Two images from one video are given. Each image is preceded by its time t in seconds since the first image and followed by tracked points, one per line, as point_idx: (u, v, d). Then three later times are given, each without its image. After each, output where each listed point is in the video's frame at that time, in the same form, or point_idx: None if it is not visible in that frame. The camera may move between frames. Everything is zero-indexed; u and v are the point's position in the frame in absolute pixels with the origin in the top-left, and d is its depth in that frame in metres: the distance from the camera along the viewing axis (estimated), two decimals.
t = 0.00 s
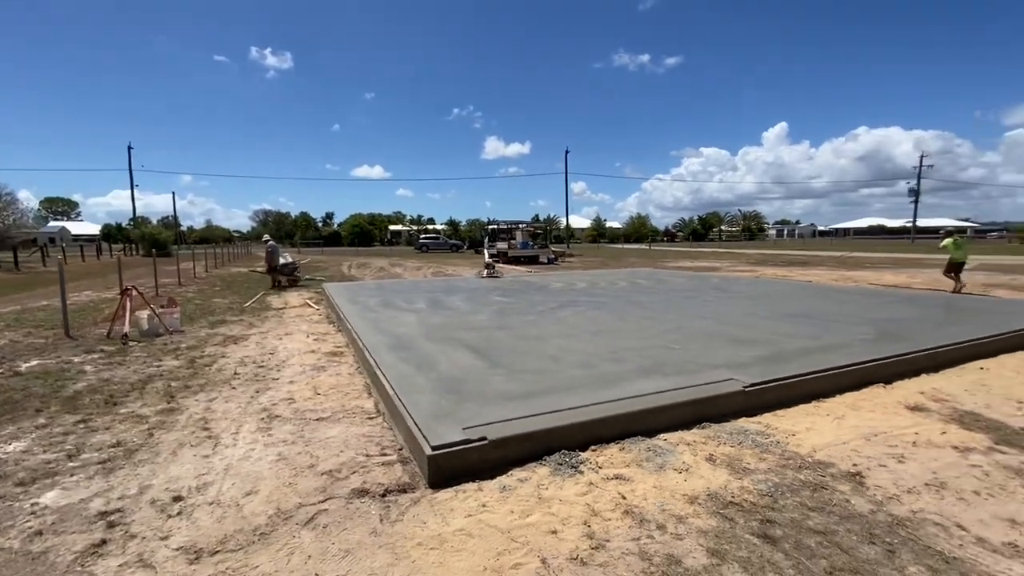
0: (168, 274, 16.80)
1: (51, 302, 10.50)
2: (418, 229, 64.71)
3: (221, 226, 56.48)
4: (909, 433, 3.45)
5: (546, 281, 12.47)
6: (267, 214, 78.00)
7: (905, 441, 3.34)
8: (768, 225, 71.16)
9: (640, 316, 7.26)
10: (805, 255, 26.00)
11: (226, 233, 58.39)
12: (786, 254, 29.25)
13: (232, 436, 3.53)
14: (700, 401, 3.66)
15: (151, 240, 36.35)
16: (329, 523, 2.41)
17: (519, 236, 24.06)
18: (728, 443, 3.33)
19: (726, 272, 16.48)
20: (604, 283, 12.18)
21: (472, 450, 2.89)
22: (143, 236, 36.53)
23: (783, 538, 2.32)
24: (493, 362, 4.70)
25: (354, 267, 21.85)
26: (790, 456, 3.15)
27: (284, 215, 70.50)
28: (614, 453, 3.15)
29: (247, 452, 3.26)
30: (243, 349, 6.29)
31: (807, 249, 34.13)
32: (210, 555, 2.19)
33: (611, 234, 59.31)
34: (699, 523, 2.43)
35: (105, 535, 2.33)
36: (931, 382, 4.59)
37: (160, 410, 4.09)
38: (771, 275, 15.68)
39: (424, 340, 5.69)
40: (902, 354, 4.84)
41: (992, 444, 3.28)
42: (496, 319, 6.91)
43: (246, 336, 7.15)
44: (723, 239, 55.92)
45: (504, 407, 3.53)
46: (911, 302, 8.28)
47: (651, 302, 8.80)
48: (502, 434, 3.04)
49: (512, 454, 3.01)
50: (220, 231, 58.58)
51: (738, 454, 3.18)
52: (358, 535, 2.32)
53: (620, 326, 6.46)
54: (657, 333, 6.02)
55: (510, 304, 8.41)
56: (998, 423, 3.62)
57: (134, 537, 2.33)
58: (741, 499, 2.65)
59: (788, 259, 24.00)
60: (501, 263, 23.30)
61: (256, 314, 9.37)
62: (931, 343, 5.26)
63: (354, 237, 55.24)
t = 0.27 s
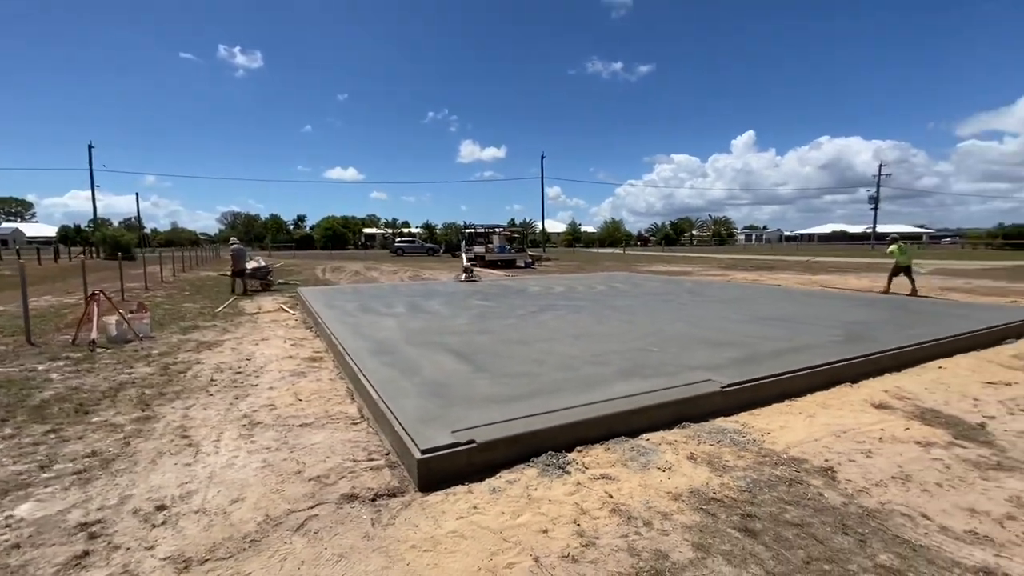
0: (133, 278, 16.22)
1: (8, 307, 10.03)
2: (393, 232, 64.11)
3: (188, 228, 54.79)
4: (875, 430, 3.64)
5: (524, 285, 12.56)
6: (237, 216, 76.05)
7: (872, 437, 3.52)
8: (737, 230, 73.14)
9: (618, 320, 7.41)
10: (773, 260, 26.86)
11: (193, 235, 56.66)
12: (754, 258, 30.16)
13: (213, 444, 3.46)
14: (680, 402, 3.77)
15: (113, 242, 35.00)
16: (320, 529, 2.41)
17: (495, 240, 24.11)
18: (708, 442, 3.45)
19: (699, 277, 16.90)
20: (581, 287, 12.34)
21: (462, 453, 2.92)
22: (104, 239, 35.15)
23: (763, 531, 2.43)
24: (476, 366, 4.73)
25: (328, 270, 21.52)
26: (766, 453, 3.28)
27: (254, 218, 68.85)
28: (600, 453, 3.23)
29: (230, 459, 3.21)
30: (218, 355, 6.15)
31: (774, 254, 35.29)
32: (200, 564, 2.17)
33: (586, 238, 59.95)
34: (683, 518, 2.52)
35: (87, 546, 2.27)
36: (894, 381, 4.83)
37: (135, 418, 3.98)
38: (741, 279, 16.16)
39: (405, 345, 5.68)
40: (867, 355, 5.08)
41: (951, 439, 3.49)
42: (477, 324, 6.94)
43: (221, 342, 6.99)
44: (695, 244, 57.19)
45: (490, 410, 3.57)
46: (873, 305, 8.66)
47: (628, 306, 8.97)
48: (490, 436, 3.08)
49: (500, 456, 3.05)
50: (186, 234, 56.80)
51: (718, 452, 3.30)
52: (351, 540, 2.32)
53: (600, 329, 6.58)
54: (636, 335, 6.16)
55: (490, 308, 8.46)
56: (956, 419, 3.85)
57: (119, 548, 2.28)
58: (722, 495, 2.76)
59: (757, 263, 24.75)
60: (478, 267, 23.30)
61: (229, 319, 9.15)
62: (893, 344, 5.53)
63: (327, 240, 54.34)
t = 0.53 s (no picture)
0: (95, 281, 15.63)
1: None
2: (366, 235, 63.37)
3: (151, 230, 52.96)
4: (838, 424, 3.86)
5: (501, 289, 12.67)
6: (203, 218, 73.85)
7: (835, 431, 3.74)
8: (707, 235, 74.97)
9: (595, 322, 7.57)
10: (741, 264, 27.70)
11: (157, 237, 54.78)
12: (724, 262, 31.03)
13: (195, 448, 3.44)
14: (656, 401, 3.93)
15: (71, 244, 33.57)
16: (310, 528, 2.45)
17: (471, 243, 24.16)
18: (683, 438, 3.61)
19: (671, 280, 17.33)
20: (557, 290, 12.53)
21: (448, 452, 2.99)
22: (61, 240, 33.68)
23: (736, 520, 2.58)
24: (458, 369, 4.79)
25: (301, 274, 21.17)
26: (738, 448, 3.46)
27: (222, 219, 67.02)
28: (581, 451, 3.34)
29: (214, 463, 3.20)
30: (192, 360, 6.04)
31: (742, 258, 36.35)
32: (191, 566, 2.18)
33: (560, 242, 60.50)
34: (662, 510, 2.65)
35: (73, 551, 2.26)
36: (854, 378, 5.11)
37: (110, 424, 3.90)
38: (711, 283, 16.65)
39: (386, 348, 5.69)
40: (830, 354, 5.35)
41: (906, 432, 3.74)
42: (456, 327, 7.00)
43: (194, 346, 6.86)
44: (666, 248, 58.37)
45: (474, 411, 3.65)
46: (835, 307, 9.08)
47: (604, 308, 9.16)
48: (476, 436, 3.16)
49: (485, 455, 3.13)
50: (150, 236, 54.87)
51: (693, 448, 3.46)
52: (343, 538, 2.37)
53: (577, 331, 6.72)
54: (612, 337, 6.32)
55: (468, 311, 8.52)
56: (910, 413, 4.12)
57: (105, 552, 2.28)
58: (698, 487, 2.91)
59: (726, 267, 25.48)
60: (454, 271, 23.29)
61: (201, 323, 8.96)
62: (853, 344, 5.84)
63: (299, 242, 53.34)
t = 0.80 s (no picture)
0: (57, 283, 15.06)
1: None
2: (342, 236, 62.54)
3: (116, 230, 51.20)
4: (803, 421, 4.05)
5: (479, 291, 12.73)
6: (171, 218, 71.71)
7: (801, 427, 3.93)
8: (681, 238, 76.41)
9: (573, 324, 7.70)
10: (714, 266, 28.37)
11: (122, 238, 53.00)
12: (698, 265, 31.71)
13: (173, 454, 3.41)
14: (633, 400, 4.06)
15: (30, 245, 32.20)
16: (295, 531, 2.47)
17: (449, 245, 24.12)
18: (659, 436, 3.74)
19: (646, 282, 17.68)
20: (536, 293, 12.65)
21: (431, 454, 3.03)
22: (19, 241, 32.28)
23: (708, 513, 2.70)
24: (439, 371, 4.84)
25: (275, 276, 20.81)
26: (710, 444, 3.61)
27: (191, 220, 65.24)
28: (561, 449, 3.44)
29: (194, 468, 3.18)
30: (166, 365, 5.92)
31: (714, 261, 37.24)
32: (175, 570, 2.19)
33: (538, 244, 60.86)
34: (639, 505, 2.76)
35: (53, 559, 2.24)
36: (819, 377, 5.35)
37: (83, 431, 3.82)
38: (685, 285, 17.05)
39: (365, 352, 5.69)
40: (797, 354, 5.59)
41: (866, 427, 3.95)
42: (436, 329, 7.03)
43: (167, 351, 6.72)
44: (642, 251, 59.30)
45: (456, 412, 3.71)
46: (802, 309, 9.42)
47: (581, 311, 9.32)
48: (458, 437, 3.22)
49: (467, 455, 3.19)
50: (114, 236, 53.02)
51: (668, 445, 3.60)
52: (329, 539, 2.40)
53: (555, 333, 6.84)
54: (590, 339, 6.46)
55: (448, 314, 8.56)
56: (869, 410, 4.36)
57: (86, 559, 2.26)
58: (672, 483, 3.03)
59: (699, 270, 26.06)
60: (432, 273, 23.22)
61: (173, 327, 8.76)
62: (818, 344, 6.11)
63: (272, 244, 52.32)
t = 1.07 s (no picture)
0: (22, 284, 14.55)
1: None
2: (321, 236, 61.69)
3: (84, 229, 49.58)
4: (776, 418, 4.17)
5: (461, 292, 12.72)
6: (144, 217, 69.81)
7: (773, 424, 4.04)
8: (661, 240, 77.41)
9: (554, 325, 7.76)
10: (693, 268, 28.79)
11: (91, 237, 51.36)
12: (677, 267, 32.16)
13: (146, 456, 3.34)
14: (611, 399, 4.12)
15: None
16: (273, 532, 2.45)
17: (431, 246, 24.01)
18: (636, 433, 3.81)
19: (626, 283, 17.87)
20: (517, 294, 12.69)
21: (410, 454, 3.04)
22: None
23: (683, 508, 2.76)
24: (419, 372, 4.83)
25: (252, 276, 20.43)
26: (686, 441, 3.68)
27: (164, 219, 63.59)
28: (540, 448, 3.47)
29: (168, 471, 3.12)
30: (138, 366, 5.78)
31: (693, 263, 37.82)
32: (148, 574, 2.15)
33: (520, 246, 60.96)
34: (616, 501, 2.81)
35: (22, 564, 2.18)
36: (791, 375, 5.50)
37: (52, 434, 3.72)
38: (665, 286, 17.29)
39: (345, 353, 5.64)
40: (770, 353, 5.74)
41: (835, 423, 4.09)
42: (416, 330, 7.01)
43: (140, 352, 6.56)
44: (622, 253, 59.88)
45: (436, 412, 3.71)
46: (776, 309, 9.66)
47: (562, 311, 9.39)
48: (438, 437, 3.23)
49: (447, 455, 3.20)
50: (83, 235, 51.35)
51: (645, 442, 3.66)
52: (307, 540, 2.39)
53: (536, 334, 6.88)
54: (570, 339, 6.52)
55: (429, 314, 8.54)
56: (838, 407, 4.50)
57: (56, 564, 2.21)
58: (649, 480, 3.09)
59: (678, 271, 26.42)
60: (414, 274, 23.09)
61: (145, 328, 8.55)
62: (791, 344, 6.28)
63: (249, 244, 51.32)
